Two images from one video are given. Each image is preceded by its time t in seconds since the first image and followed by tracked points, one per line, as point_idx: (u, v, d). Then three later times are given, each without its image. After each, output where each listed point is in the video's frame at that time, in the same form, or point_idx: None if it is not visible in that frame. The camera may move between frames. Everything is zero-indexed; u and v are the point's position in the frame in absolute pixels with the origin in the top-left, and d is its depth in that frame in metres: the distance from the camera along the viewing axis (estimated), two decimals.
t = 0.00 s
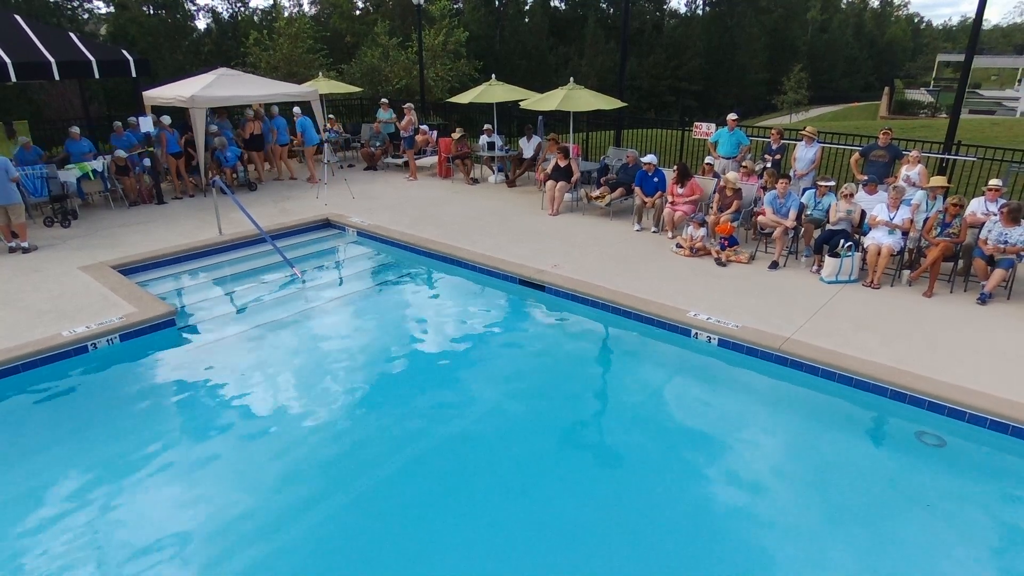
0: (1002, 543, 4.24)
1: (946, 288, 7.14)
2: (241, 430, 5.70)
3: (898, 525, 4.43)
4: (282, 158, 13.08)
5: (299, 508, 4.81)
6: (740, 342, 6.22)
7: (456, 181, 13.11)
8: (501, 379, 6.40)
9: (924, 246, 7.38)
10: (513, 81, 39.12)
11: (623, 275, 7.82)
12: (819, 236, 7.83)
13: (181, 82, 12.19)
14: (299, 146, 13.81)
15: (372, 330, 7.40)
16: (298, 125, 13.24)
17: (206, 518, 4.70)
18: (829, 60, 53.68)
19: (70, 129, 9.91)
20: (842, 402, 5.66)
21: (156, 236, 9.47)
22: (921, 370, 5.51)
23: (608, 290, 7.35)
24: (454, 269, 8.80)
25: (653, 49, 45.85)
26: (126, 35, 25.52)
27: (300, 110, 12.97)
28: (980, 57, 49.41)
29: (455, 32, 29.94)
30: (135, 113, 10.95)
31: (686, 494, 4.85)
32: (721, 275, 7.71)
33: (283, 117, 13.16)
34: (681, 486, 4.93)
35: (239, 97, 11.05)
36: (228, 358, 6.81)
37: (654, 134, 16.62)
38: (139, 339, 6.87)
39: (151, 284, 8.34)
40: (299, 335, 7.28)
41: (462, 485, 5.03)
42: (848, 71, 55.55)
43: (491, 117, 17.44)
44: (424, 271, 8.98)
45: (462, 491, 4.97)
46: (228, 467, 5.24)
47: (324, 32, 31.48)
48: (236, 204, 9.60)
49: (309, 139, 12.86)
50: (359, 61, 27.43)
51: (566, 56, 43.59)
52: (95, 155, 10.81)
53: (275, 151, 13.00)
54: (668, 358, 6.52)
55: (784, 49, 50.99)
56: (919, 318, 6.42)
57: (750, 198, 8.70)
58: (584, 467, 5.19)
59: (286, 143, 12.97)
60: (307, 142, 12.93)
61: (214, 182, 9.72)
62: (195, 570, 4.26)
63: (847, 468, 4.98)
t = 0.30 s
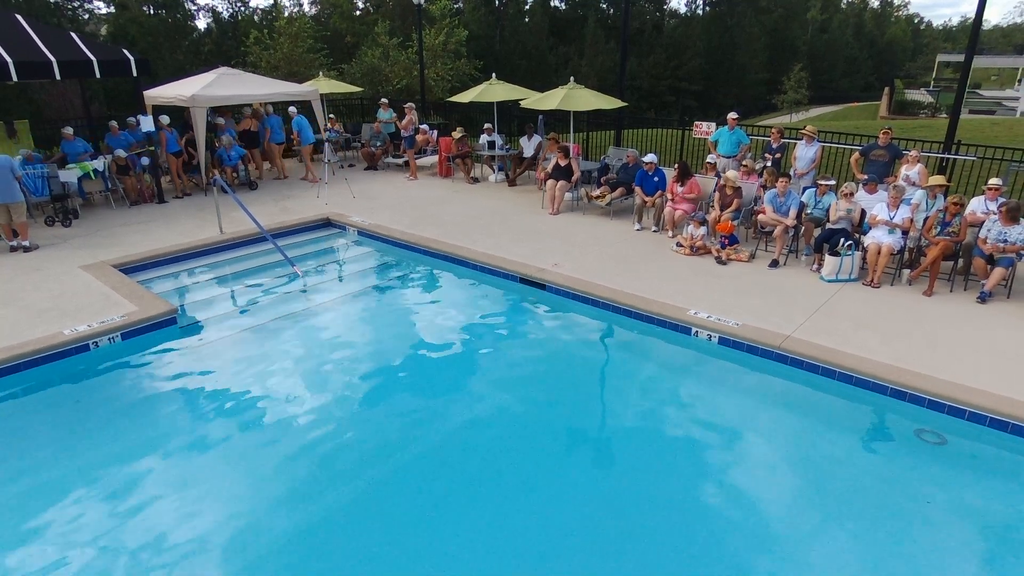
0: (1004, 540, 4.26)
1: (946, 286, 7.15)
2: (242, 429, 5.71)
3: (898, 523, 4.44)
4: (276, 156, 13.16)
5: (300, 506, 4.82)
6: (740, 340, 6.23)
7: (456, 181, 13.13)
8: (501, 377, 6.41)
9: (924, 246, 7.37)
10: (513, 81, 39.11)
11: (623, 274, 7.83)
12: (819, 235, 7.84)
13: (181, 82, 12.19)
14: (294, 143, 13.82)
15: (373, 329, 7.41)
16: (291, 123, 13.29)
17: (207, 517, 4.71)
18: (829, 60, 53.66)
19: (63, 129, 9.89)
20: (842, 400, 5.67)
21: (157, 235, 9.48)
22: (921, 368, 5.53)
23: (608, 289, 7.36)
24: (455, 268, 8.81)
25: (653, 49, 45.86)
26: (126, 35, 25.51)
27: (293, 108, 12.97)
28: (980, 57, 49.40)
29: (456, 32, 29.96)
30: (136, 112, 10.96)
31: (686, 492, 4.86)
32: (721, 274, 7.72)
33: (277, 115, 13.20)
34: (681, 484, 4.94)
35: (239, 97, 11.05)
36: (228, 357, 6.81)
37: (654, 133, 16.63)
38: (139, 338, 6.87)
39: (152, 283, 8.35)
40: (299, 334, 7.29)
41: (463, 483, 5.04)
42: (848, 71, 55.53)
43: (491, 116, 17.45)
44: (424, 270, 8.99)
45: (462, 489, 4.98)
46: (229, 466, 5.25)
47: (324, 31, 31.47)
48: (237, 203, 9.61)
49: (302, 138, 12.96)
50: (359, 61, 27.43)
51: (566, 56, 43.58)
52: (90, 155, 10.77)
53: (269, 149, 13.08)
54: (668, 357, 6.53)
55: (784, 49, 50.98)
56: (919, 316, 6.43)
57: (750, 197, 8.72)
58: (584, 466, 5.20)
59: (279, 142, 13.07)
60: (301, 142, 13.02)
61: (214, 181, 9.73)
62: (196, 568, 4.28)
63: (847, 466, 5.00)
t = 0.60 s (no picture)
0: (1004, 537, 4.27)
1: (945, 285, 7.17)
2: (242, 427, 5.72)
3: (897, 520, 4.46)
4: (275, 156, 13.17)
5: (301, 504, 4.84)
6: (741, 338, 6.24)
7: (456, 180, 13.14)
8: (501, 376, 6.42)
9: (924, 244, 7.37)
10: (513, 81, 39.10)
11: (624, 273, 7.85)
12: (819, 234, 7.85)
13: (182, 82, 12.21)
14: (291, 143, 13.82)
15: (373, 328, 7.42)
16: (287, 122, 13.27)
17: (209, 514, 4.73)
18: (829, 60, 53.66)
19: (60, 129, 9.87)
20: (842, 398, 5.69)
21: (158, 234, 9.48)
22: (921, 366, 5.54)
23: (608, 287, 7.38)
24: (455, 266, 8.82)
25: (653, 49, 45.88)
26: (126, 35, 25.52)
27: (289, 107, 12.94)
28: (980, 57, 49.42)
29: (456, 31, 29.97)
30: (136, 111, 10.99)
31: (686, 490, 4.88)
32: (721, 273, 7.73)
33: (273, 115, 13.21)
34: (681, 482, 4.96)
35: (240, 96, 11.07)
36: (229, 355, 6.82)
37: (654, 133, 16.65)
38: (141, 336, 6.89)
39: (153, 282, 8.37)
40: (300, 332, 7.30)
41: (463, 482, 5.05)
42: (847, 71, 55.54)
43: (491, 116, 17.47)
44: (425, 269, 9.01)
45: (462, 487, 5.00)
46: (229, 464, 5.26)
47: (324, 31, 31.49)
48: (238, 202, 9.62)
49: (300, 138, 12.98)
50: (360, 60, 27.45)
51: (566, 56, 43.59)
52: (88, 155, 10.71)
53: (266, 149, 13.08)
54: (668, 355, 6.55)
55: (784, 49, 51.00)
56: (919, 315, 6.45)
57: (750, 197, 8.73)
58: (583, 464, 5.21)
59: (277, 141, 13.08)
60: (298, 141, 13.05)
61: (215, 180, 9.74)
62: (198, 565, 4.29)
63: (847, 464, 5.01)
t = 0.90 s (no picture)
0: (1004, 535, 4.28)
1: (945, 284, 7.17)
2: (242, 426, 5.72)
3: (897, 518, 4.46)
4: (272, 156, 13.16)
5: (302, 502, 4.85)
6: (740, 337, 6.25)
7: (456, 180, 13.15)
8: (501, 374, 6.43)
9: (924, 243, 7.39)
10: (513, 81, 39.12)
11: (624, 272, 7.86)
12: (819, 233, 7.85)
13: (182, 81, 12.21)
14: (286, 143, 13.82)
15: (373, 327, 7.43)
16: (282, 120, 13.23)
17: (209, 513, 4.73)
18: (829, 60, 53.70)
19: (60, 128, 9.85)
20: (843, 397, 5.69)
21: (159, 234, 9.49)
22: (920, 365, 5.55)
23: (608, 286, 7.39)
24: (456, 266, 8.84)
25: (653, 49, 45.91)
26: (126, 35, 25.55)
27: (284, 107, 12.90)
28: (980, 57, 49.43)
29: (456, 31, 29.99)
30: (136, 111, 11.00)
31: (686, 488, 4.89)
32: (721, 272, 7.74)
33: (270, 113, 13.17)
34: (682, 480, 4.97)
35: (240, 96, 11.08)
36: (228, 354, 6.83)
37: (653, 133, 16.66)
38: (142, 334, 6.91)
39: (154, 281, 8.37)
40: (299, 332, 7.30)
41: (462, 480, 5.07)
42: (847, 72, 55.56)
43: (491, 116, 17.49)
44: (425, 268, 9.02)
45: (463, 486, 5.01)
46: (229, 463, 5.27)
47: (324, 31, 31.52)
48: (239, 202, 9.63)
49: (296, 136, 12.96)
50: (360, 60, 27.47)
51: (566, 56, 43.62)
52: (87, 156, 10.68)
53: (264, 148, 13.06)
54: (668, 354, 6.56)
55: (783, 49, 51.04)
56: (918, 313, 6.46)
57: (750, 196, 8.75)
58: (583, 462, 5.22)
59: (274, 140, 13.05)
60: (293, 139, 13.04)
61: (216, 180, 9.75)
62: (199, 563, 4.30)
63: (848, 464, 5.01)
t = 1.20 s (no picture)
0: (1003, 535, 4.29)
1: (944, 284, 7.19)
2: (243, 426, 5.73)
3: (896, 517, 4.48)
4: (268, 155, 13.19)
5: (303, 502, 4.86)
6: (740, 337, 6.26)
7: (456, 180, 13.16)
8: (501, 374, 6.44)
9: (923, 243, 7.41)
10: (513, 81, 39.13)
11: (623, 272, 7.87)
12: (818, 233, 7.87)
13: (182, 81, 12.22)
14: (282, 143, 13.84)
15: (373, 326, 7.44)
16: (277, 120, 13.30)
17: (210, 512, 4.74)
18: (828, 60, 53.72)
19: (63, 128, 9.83)
20: (842, 396, 5.71)
21: (159, 233, 9.50)
22: (919, 364, 5.56)
23: (608, 286, 7.40)
24: (456, 265, 8.85)
25: (653, 49, 45.93)
26: (126, 35, 25.54)
27: (282, 107, 12.98)
28: (980, 57, 49.45)
29: (456, 31, 30.01)
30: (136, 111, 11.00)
31: (686, 487, 4.90)
32: (721, 271, 7.75)
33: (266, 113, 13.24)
34: (682, 479, 4.98)
35: (240, 96, 11.09)
36: (228, 354, 6.83)
37: (653, 133, 16.67)
38: (142, 334, 6.91)
39: (155, 281, 8.38)
40: (300, 331, 7.31)
41: (463, 479, 5.08)
42: (847, 72, 55.57)
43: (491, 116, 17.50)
44: (425, 268, 9.03)
45: (463, 485, 5.02)
46: (230, 463, 5.27)
47: (324, 31, 31.55)
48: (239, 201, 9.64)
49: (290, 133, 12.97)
50: (359, 60, 27.48)
51: (566, 56, 43.65)
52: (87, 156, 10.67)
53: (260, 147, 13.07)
54: (668, 353, 6.57)
55: (783, 50, 51.07)
56: (917, 313, 6.47)
57: (749, 196, 8.76)
58: (583, 461, 5.23)
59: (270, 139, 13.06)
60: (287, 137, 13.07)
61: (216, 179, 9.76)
62: (200, 563, 4.31)
63: (848, 463, 5.02)
